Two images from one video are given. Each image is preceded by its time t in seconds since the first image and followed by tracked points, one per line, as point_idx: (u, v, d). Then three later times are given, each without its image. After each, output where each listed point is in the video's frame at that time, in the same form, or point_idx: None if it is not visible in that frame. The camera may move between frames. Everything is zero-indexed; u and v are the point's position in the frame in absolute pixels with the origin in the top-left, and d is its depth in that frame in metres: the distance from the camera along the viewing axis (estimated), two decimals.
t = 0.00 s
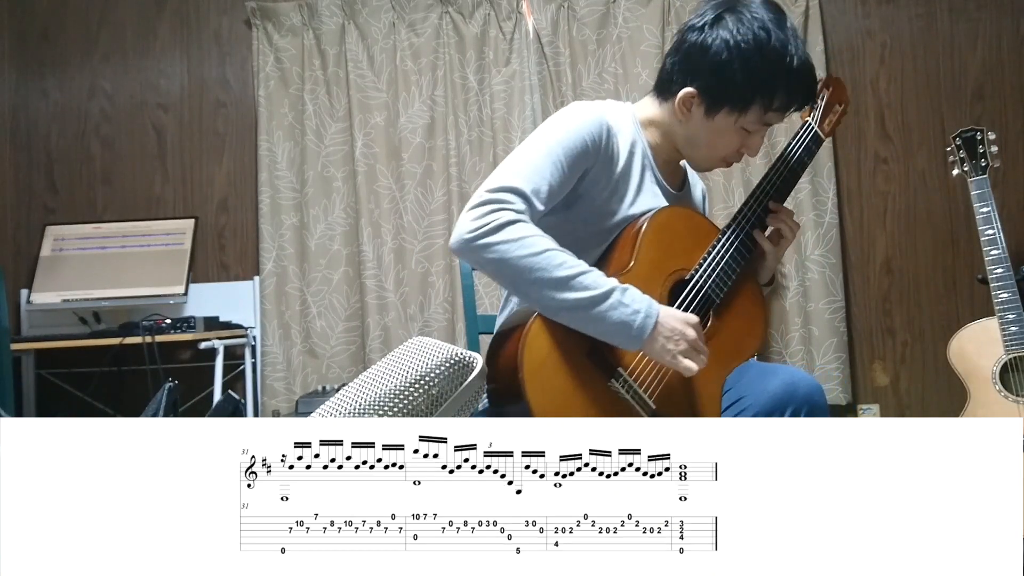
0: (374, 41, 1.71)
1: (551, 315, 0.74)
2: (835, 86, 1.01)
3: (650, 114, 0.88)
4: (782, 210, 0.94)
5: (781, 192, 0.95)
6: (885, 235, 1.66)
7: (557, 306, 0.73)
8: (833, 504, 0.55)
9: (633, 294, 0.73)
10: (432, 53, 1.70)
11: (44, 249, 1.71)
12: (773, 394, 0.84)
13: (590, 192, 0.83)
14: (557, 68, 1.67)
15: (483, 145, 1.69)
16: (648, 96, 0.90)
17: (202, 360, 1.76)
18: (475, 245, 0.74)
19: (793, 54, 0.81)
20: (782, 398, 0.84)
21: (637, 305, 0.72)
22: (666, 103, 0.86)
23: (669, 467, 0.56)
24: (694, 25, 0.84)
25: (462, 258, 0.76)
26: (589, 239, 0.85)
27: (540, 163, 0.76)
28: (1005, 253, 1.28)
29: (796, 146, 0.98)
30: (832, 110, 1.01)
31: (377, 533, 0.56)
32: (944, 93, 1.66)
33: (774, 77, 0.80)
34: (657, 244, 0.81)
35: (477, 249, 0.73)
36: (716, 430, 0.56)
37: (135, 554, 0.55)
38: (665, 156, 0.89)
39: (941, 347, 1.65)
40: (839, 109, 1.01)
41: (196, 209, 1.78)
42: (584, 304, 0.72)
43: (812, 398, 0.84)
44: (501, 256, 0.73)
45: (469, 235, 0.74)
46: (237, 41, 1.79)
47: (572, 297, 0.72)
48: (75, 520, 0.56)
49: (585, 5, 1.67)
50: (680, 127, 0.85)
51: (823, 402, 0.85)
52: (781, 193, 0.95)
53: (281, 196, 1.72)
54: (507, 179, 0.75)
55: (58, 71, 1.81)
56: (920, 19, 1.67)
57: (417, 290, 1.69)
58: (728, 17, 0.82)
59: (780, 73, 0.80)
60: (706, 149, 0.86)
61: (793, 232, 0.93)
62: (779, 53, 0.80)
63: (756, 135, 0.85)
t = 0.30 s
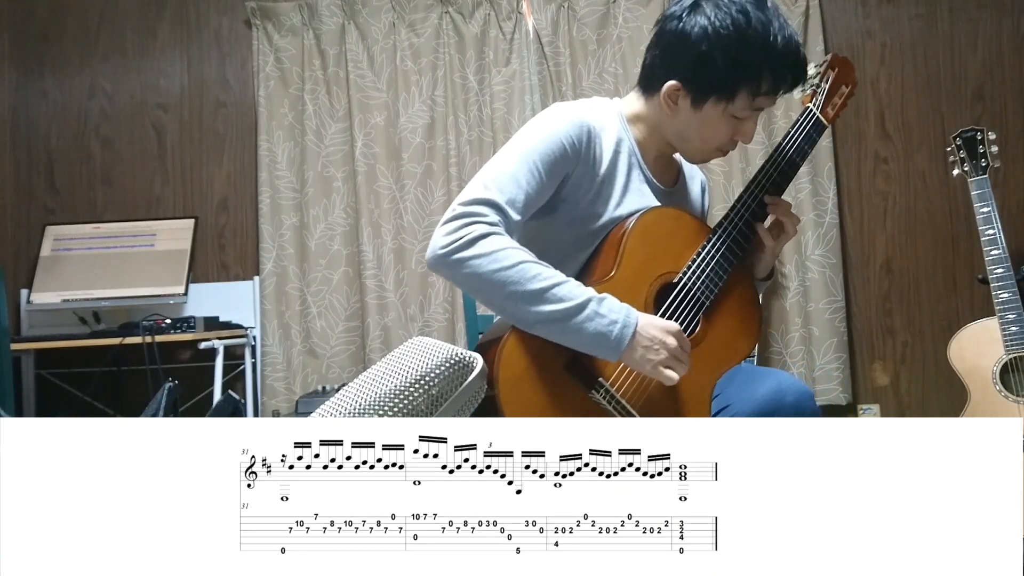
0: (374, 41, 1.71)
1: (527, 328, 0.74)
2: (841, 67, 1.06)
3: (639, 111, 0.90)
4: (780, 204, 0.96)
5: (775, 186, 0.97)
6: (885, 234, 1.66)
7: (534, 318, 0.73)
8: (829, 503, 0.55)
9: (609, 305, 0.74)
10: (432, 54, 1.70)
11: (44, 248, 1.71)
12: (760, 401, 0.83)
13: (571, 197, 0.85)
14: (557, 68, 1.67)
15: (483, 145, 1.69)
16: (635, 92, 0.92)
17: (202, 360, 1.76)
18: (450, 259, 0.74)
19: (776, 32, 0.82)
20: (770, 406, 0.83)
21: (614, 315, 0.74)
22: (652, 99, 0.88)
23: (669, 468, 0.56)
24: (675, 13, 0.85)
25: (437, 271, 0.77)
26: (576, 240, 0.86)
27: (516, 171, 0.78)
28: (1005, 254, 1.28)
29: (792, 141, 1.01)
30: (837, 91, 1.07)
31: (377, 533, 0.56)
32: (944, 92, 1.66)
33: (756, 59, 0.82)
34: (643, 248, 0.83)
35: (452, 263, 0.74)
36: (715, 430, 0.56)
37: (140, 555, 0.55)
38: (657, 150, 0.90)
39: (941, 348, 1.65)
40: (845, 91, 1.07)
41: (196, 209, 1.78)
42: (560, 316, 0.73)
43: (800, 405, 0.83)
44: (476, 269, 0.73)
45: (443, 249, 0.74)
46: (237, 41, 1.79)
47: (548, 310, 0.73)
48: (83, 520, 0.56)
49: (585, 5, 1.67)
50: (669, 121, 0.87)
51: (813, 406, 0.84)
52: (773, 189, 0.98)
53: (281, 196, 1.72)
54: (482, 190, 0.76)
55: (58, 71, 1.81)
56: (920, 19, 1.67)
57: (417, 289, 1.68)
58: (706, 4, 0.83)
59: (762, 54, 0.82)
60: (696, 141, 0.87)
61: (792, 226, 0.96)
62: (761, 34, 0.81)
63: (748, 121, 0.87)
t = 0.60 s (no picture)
0: (374, 41, 1.76)
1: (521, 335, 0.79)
2: (844, 58, 1.07)
3: (631, 107, 0.91)
4: (779, 201, 0.98)
5: (772, 185, 0.99)
6: (885, 236, 1.69)
7: (527, 326, 0.78)
8: (823, 503, 0.61)
9: (600, 311, 0.78)
10: (431, 54, 1.73)
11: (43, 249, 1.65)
12: (756, 403, 0.88)
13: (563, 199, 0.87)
14: (557, 68, 1.68)
15: (483, 145, 1.69)
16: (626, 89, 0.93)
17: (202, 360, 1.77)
18: (444, 269, 0.78)
19: (765, 26, 0.83)
20: (765, 408, 0.88)
21: (604, 322, 0.78)
22: (644, 98, 0.89)
23: (670, 468, 0.62)
24: (663, 6, 0.86)
25: (431, 280, 0.80)
26: (574, 238, 0.88)
27: (504, 179, 0.81)
28: (1004, 253, 1.28)
29: (788, 140, 1.01)
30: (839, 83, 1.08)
31: (377, 532, 0.61)
32: (943, 92, 1.65)
33: (746, 52, 0.83)
34: (636, 251, 0.85)
35: (446, 273, 0.78)
36: (716, 431, 0.62)
37: (163, 544, 0.62)
38: (651, 148, 0.92)
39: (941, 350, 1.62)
40: (848, 82, 1.08)
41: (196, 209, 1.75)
42: (552, 323, 0.77)
43: (794, 408, 0.87)
44: (470, 280, 0.77)
45: (437, 260, 0.78)
46: (237, 41, 1.79)
47: (540, 318, 0.77)
48: (92, 520, 0.62)
49: (585, 6, 1.69)
50: (661, 120, 0.89)
51: (808, 409, 0.89)
52: (770, 187, 1.00)
53: (282, 196, 1.72)
54: (472, 200, 0.80)
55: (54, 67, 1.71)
56: (920, 19, 1.66)
57: (417, 290, 1.67)
58: None
59: (752, 47, 0.83)
60: (690, 138, 0.89)
61: (792, 226, 0.98)
62: (751, 27, 0.82)
63: (742, 117, 0.88)
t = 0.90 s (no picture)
0: (374, 41, 1.78)
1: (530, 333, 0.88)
2: (844, 58, 1.13)
3: (631, 110, 1.00)
4: (780, 200, 1.05)
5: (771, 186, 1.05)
6: (885, 235, 1.67)
7: (538, 325, 0.87)
8: (815, 502, 0.66)
9: (604, 313, 0.88)
10: (432, 53, 1.74)
11: (44, 249, 1.62)
12: (758, 402, 0.97)
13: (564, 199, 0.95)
14: (557, 67, 1.69)
15: (483, 145, 1.69)
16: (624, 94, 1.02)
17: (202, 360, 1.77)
18: (458, 275, 0.88)
19: (756, 12, 0.94)
20: (766, 405, 0.97)
21: (610, 322, 0.88)
22: (646, 99, 0.99)
23: (670, 468, 0.67)
24: (655, 8, 0.95)
25: (444, 285, 0.90)
26: (579, 234, 0.96)
27: (507, 183, 0.90)
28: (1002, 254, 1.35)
29: (788, 143, 1.07)
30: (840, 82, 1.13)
31: (377, 532, 0.65)
32: (944, 92, 1.66)
33: (743, 38, 0.93)
34: (636, 250, 0.94)
35: (460, 277, 0.88)
36: (716, 431, 0.67)
37: (189, 544, 0.66)
38: (658, 146, 1.01)
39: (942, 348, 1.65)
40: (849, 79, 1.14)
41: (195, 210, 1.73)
42: (561, 323, 0.87)
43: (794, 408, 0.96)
44: (483, 283, 0.87)
45: (452, 267, 0.88)
46: (236, 41, 1.76)
47: (549, 318, 0.86)
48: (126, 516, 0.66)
49: (585, 6, 1.70)
50: (667, 117, 0.98)
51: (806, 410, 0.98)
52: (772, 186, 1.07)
53: (281, 197, 1.70)
54: (479, 204, 0.89)
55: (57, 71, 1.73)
56: (921, 19, 1.65)
57: (417, 292, 1.65)
58: None
59: (747, 35, 0.93)
60: (697, 131, 0.98)
61: (792, 225, 1.04)
62: (744, 15, 0.93)
63: (747, 104, 0.98)
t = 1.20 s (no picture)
0: (374, 41, 1.78)
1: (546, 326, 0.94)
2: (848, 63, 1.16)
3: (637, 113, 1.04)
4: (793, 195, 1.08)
5: (778, 184, 1.08)
6: (885, 234, 1.66)
7: (554, 318, 0.93)
8: (815, 498, 0.66)
9: (618, 306, 0.94)
10: (432, 54, 1.74)
11: (44, 249, 1.61)
12: (763, 400, 0.99)
13: (574, 196, 0.98)
14: (557, 67, 1.68)
15: (483, 145, 1.70)
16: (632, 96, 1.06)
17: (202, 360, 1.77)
18: (474, 271, 0.94)
19: (768, 23, 0.99)
20: (771, 404, 0.99)
21: (624, 315, 0.93)
22: (659, 108, 1.03)
23: (670, 468, 0.67)
24: (668, 20, 0.99)
25: (462, 280, 0.96)
26: (590, 229, 0.99)
27: (518, 182, 0.95)
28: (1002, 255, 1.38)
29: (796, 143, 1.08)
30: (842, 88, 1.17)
31: (378, 532, 0.65)
32: (943, 93, 1.65)
33: (756, 46, 0.98)
34: (645, 246, 0.98)
35: (477, 273, 0.94)
36: (717, 432, 0.67)
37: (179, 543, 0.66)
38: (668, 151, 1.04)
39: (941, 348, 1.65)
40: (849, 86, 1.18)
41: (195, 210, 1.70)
42: (575, 317, 0.93)
43: (800, 404, 0.98)
44: (499, 279, 0.93)
45: (469, 264, 0.94)
46: (237, 41, 1.75)
47: (564, 311, 0.92)
48: (118, 518, 0.66)
49: (585, 6, 1.70)
50: (681, 127, 1.03)
51: (813, 407, 0.99)
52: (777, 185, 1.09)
53: (282, 196, 1.71)
54: (491, 202, 0.95)
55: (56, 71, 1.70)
56: (920, 20, 1.66)
57: (417, 291, 1.65)
58: (698, 7, 0.97)
59: (760, 45, 0.98)
60: (710, 140, 1.03)
61: (806, 215, 1.08)
62: (756, 25, 0.97)
63: (759, 115, 1.03)
